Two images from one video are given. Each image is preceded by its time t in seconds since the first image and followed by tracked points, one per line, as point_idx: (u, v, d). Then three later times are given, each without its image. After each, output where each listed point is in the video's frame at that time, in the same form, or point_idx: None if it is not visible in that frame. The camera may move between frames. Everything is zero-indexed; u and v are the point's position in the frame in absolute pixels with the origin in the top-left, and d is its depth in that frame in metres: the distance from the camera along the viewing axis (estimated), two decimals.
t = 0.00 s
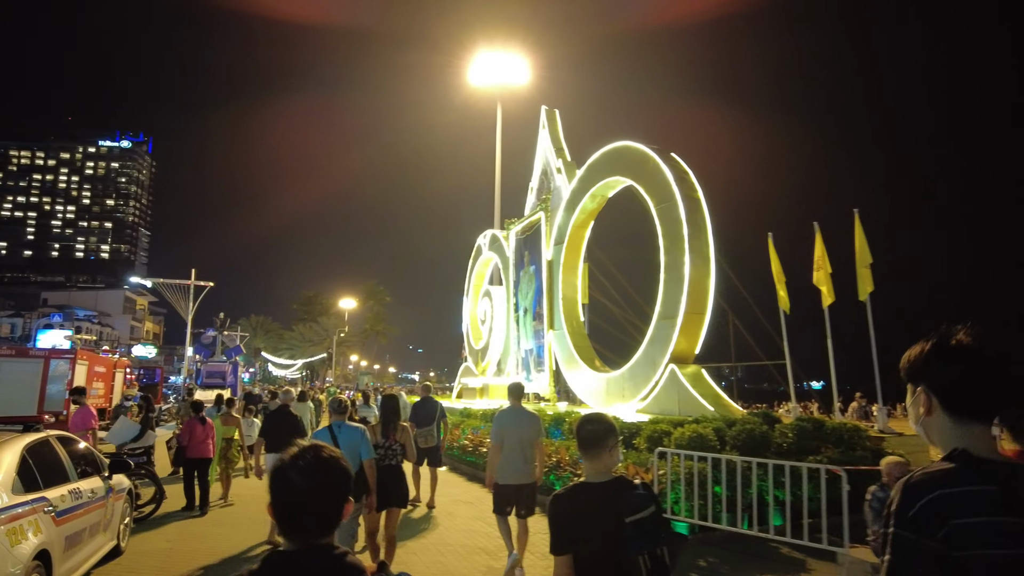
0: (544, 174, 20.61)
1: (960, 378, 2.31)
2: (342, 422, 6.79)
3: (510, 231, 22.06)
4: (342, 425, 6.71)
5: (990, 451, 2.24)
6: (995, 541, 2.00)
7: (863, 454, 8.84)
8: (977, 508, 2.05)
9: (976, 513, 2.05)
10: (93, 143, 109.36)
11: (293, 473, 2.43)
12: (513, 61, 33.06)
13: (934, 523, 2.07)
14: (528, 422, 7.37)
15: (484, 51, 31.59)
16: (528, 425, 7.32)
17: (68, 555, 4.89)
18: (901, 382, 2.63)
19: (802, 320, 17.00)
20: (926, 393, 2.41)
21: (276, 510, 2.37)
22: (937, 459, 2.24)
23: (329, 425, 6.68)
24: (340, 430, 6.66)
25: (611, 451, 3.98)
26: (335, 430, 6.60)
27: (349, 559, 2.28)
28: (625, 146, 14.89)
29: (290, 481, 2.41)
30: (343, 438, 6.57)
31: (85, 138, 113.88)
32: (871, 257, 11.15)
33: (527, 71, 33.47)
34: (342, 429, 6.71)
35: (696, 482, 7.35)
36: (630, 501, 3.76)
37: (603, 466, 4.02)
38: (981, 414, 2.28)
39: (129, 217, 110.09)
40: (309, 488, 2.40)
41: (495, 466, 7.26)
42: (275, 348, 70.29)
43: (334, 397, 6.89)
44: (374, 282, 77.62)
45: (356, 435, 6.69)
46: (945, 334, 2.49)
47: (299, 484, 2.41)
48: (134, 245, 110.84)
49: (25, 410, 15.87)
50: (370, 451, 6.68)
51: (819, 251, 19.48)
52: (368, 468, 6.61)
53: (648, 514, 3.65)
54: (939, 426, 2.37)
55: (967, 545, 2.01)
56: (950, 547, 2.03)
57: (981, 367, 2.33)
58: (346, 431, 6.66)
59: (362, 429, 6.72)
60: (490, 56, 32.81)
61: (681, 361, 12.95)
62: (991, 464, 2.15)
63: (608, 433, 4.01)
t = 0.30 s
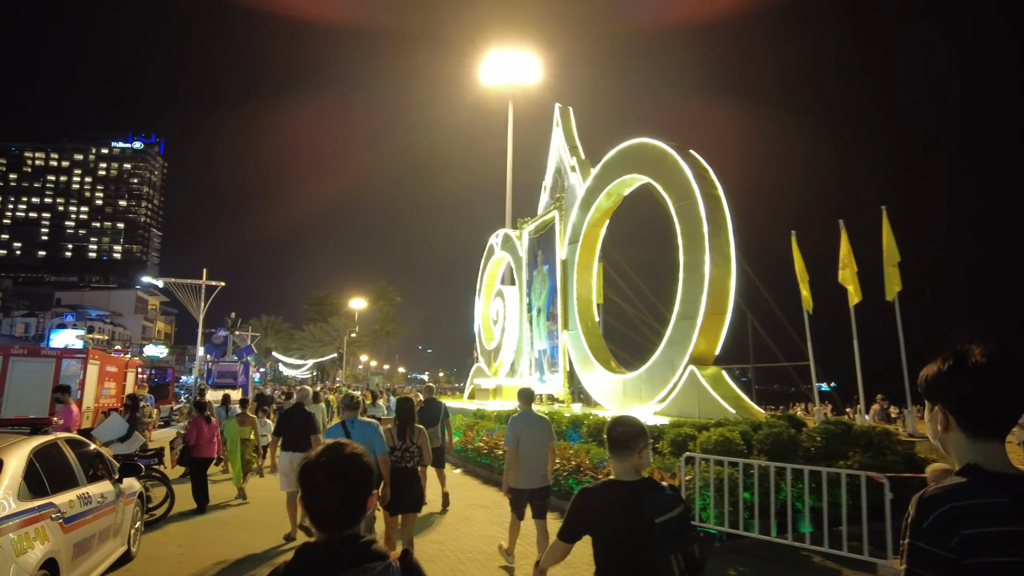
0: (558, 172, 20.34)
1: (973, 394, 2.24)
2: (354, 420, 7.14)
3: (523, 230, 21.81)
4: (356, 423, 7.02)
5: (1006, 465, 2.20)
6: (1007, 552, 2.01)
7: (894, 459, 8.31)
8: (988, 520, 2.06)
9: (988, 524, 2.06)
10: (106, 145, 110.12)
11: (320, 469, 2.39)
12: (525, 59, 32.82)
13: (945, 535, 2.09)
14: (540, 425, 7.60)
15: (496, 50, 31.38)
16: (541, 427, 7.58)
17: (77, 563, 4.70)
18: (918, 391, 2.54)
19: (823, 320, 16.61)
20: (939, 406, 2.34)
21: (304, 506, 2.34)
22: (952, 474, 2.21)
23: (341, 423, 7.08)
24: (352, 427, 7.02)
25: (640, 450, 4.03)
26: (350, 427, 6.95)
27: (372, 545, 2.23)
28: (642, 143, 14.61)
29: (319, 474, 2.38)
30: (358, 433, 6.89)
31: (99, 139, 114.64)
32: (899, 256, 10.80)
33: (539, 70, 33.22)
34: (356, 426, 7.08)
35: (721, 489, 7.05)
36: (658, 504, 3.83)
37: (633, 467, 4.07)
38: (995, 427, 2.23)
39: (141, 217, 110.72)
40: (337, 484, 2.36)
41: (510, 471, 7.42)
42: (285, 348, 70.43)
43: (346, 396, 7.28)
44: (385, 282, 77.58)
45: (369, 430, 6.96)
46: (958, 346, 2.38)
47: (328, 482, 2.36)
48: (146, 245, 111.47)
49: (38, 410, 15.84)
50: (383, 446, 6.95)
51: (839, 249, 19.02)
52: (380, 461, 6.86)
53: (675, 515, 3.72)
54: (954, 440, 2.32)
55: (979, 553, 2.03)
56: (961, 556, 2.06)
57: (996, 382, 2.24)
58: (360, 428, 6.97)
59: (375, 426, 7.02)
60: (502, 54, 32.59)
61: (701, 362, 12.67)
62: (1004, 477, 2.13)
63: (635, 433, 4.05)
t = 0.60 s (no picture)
0: (570, 167, 20.08)
1: (966, 384, 2.42)
2: (373, 420, 7.23)
3: (534, 227, 21.56)
4: (375, 423, 7.21)
5: (1000, 448, 2.37)
6: (989, 524, 2.23)
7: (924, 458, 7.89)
8: (972, 494, 2.27)
9: (974, 497, 2.27)
10: (118, 145, 110.82)
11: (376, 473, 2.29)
12: (535, 56, 32.55)
13: (931, 506, 2.31)
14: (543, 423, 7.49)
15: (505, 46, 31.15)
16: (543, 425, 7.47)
17: (82, 569, 4.50)
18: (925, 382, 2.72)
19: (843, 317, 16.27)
20: (939, 393, 2.54)
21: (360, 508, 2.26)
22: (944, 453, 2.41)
23: (361, 422, 7.22)
24: (371, 428, 7.20)
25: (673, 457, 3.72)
26: (368, 427, 7.13)
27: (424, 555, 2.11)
28: (657, 136, 14.35)
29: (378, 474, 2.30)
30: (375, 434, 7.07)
31: (110, 140, 115.26)
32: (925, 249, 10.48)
33: (548, 66, 32.97)
34: (374, 426, 7.20)
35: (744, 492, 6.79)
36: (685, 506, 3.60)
37: (661, 471, 3.81)
38: (993, 415, 2.40)
39: (152, 217, 111.16)
40: (393, 488, 2.27)
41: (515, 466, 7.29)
42: (296, 347, 70.47)
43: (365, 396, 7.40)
44: (394, 281, 77.50)
45: (387, 432, 7.16)
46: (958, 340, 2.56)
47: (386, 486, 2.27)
48: (157, 246, 111.94)
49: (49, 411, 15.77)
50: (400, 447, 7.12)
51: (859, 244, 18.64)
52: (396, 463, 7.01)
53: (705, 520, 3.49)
54: (953, 424, 2.50)
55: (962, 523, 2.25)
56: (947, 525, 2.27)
57: (990, 374, 2.41)
58: (378, 428, 7.16)
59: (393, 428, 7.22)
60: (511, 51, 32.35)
61: (719, 360, 12.42)
62: (993, 457, 2.33)
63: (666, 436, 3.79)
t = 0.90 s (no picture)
0: (583, 163, 19.77)
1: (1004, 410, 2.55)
2: (393, 418, 7.01)
3: (546, 225, 21.26)
4: (395, 421, 7.01)
5: None
6: None
7: (961, 462, 7.54)
8: (1011, 513, 2.32)
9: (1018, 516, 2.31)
10: (129, 146, 111.36)
11: (451, 454, 3.10)
12: (546, 52, 32.26)
13: (976, 520, 2.37)
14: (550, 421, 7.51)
15: (515, 43, 30.87)
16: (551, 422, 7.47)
17: None
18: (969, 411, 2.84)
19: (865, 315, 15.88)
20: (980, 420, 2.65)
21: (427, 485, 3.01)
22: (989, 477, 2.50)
23: (380, 420, 6.98)
24: (391, 426, 6.99)
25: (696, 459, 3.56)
26: (388, 425, 6.93)
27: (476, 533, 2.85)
28: (673, 130, 14.02)
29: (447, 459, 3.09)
30: (394, 433, 6.86)
31: (121, 141, 115.78)
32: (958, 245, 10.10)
33: (558, 63, 32.64)
34: (394, 424, 6.99)
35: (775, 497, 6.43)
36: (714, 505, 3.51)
37: (684, 470, 3.64)
38: None
39: (162, 218, 111.52)
40: (459, 476, 3.03)
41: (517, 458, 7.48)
42: (306, 346, 70.48)
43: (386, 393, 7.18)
44: (404, 281, 77.33)
45: (407, 430, 6.95)
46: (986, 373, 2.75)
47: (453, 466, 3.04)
48: (167, 246, 112.27)
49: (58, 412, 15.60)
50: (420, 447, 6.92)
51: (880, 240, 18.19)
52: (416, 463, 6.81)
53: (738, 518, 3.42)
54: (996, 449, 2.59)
55: (1004, 539, 2.30)
56: (989, 542, 2.32)
57: None
58: (398, 427, 6.94)
59: (413, 426, 7.01)
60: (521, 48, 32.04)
61: (739, 359, 12.11)
62: None
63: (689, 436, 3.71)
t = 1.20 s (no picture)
0: (594, 157, 19.48)
1: None
2: (408, 414, 6.77)
3: (557, 220, 20.99)
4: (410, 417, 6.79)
5: None
6: None
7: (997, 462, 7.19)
8: None
9: None
10: (138, 146, 111.72)
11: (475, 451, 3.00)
12: (554, 48, 31.97)
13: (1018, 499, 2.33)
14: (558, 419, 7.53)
15: (524, 38, 30.60)
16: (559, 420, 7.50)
17: None
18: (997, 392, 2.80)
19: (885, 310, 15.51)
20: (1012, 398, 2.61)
21: (451, 484, 2.99)
22: None
23: (396, 417, 6.75)
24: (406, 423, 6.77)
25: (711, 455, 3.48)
26: (402, 421, 6.71)
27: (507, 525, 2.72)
28: (689, 122, 13.72)
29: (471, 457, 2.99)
30: (409, 429, 6.64)
31: (130, 141, 116.18)
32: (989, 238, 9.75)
33: (567, 58, 32.33)
34: (409, 421, 6.76)
35: (808, 497, 5.96)
36: (725, 500, 3.42)
37: (697, 466, 3.56)
38: None
39: (171, 217, 111.80)
40: (483, 465, 3.00)
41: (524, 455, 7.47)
42: (314, 344, 70.48)
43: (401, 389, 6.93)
44: (412, 279, 77.18)
45: (422, 426, 6.72)
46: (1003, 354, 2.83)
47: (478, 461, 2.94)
48: (176, 245, 112.56)
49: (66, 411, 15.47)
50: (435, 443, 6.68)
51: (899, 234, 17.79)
52: (431, 461, 6.56)
53: (748, 510, 3.27)
54: None
55: None
56: None
57: None
58: (412, 423, 6.71)
59: (428, 422, 6.77)
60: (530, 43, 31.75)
61: (758, 355, 11.81)
62: None
63: (701, 432, 3.62)
